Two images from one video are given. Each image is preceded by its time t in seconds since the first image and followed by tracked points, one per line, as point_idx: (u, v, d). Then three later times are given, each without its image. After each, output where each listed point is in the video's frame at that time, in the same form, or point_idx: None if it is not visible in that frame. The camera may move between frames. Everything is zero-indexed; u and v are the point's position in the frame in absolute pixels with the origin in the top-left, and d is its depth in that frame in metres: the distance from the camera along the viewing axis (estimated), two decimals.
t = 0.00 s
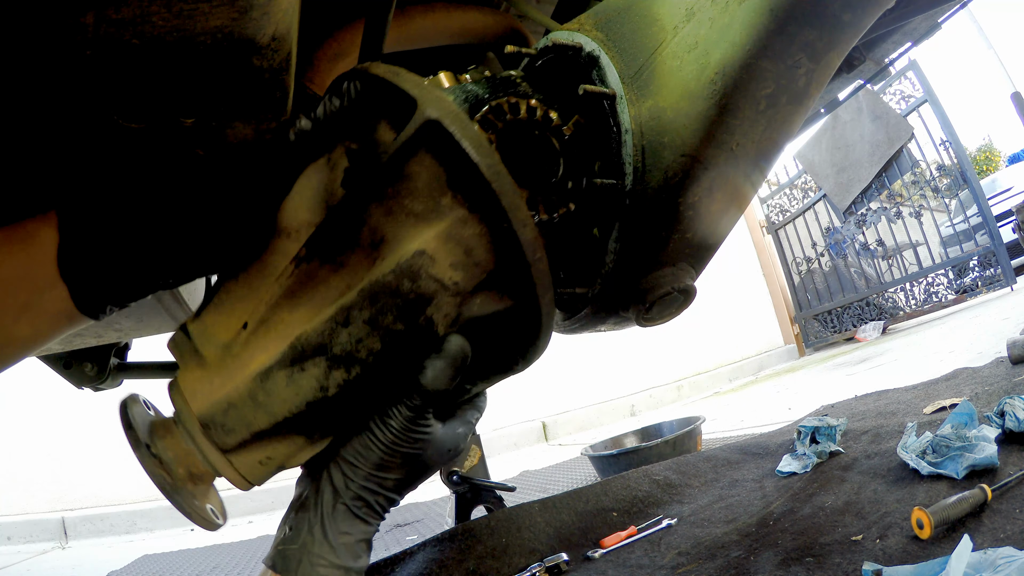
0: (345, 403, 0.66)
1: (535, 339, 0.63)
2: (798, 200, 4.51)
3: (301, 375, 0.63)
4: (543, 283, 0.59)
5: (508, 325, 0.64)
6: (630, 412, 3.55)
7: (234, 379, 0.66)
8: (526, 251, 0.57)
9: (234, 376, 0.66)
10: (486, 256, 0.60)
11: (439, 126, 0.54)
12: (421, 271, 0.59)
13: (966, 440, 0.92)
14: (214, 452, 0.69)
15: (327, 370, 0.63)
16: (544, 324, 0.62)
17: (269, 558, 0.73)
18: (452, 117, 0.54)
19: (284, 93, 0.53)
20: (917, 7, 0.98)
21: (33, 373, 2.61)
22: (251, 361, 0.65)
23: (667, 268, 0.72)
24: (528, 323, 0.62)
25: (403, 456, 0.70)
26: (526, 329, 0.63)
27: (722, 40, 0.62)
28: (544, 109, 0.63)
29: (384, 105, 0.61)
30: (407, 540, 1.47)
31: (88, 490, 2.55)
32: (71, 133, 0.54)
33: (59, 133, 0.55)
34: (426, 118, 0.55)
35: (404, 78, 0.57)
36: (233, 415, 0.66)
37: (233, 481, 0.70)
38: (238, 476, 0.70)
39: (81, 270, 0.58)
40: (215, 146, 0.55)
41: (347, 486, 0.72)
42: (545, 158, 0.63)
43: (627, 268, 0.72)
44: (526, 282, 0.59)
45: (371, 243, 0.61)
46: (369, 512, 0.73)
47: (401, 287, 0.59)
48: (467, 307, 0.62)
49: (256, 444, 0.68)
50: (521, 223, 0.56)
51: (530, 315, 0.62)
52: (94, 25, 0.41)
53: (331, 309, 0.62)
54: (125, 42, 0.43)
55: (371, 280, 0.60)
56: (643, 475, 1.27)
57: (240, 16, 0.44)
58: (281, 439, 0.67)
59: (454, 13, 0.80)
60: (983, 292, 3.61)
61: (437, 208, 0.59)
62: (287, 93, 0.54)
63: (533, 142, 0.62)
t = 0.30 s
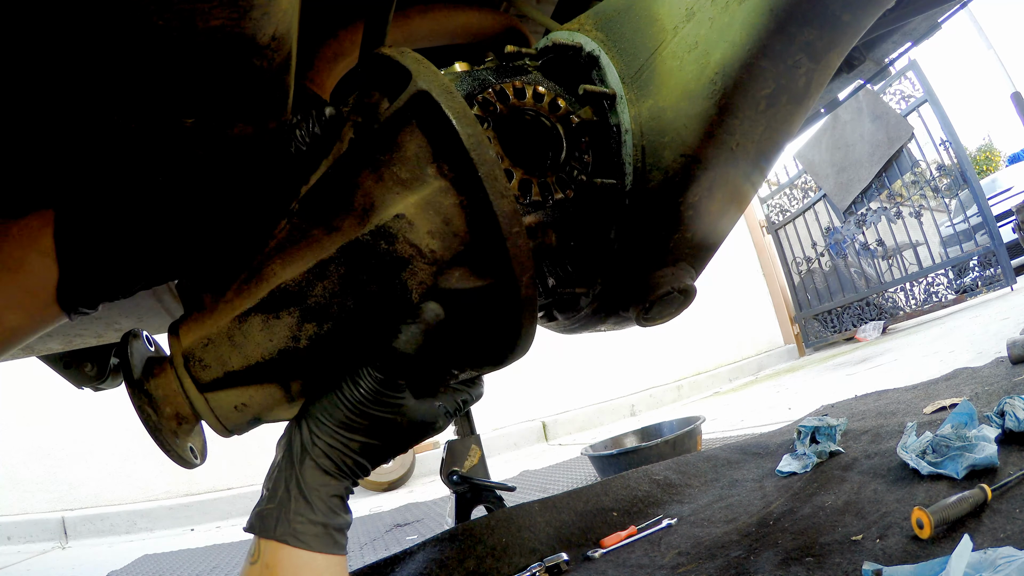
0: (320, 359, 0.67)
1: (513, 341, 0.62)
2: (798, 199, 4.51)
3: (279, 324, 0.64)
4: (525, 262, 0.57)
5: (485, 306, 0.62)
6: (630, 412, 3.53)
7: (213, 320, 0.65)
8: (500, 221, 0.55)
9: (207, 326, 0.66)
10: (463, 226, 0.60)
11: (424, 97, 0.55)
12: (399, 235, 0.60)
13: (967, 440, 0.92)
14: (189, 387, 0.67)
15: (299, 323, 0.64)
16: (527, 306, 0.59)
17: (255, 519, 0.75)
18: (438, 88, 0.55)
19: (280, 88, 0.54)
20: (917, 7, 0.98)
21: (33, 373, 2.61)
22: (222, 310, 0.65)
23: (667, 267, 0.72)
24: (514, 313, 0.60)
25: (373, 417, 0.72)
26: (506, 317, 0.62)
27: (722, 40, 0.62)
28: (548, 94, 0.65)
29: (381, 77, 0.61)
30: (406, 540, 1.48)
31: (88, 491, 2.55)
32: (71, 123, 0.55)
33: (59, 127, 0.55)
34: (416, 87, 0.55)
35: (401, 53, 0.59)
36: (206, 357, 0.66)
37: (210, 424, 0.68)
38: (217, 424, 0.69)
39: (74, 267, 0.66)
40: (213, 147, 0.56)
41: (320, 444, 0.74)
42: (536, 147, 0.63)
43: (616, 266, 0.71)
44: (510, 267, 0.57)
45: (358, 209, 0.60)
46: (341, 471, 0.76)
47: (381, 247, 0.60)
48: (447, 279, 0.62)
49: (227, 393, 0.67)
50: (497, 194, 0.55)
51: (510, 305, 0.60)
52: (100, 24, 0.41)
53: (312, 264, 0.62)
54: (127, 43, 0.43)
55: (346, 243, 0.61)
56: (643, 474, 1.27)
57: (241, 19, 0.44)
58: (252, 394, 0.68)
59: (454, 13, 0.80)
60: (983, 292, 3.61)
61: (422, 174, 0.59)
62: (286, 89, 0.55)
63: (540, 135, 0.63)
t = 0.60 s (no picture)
0: (329, 338, 0.68)
1: (524, 333, 0.65)
2: (798, 199, 4.50)
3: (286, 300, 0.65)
4: (533, 241, 0.57)
5: (487, 291, 0.63)
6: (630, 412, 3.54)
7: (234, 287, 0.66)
8: (509, 198, 0.56)
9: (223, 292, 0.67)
10: (475, 210, 0.61)
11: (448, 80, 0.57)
12: (413, 214, 0.60)
13: (966, 440, 0.92)
14: (205, 352, 0.68)
15: (312, 292, 0.64)
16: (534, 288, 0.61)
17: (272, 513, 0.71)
18: (462, 73, 0.57)
19: (283, 89, 0.54)
20: (918, 7, 0.98)
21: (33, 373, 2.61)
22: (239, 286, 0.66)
23: (667, 267, 0.72)
24: (529, 303, 0.62)
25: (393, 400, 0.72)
26: (509, 303, 0.63)
27: (721, 40, 0.63)
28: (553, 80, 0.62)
29: (403, 63, 0.64)
30: (407, 540, 1.48)
31: (88, 491, 2.55)
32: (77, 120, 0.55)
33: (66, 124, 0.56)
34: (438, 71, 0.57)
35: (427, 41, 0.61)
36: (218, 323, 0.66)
37: (220, 389, 0.68)
38: (226, 387, 0.68)
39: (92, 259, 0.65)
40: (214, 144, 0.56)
41: (342, 428, 0.73)
42: (552, 133, 0.62)
43: (617, 264, 0.71)
44: (523, 251, 0.57)
45: (377, 187, 0.61)
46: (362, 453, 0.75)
47: (392, 224, 0.60)
48: (459, 259, 0.62)
49: (236, 362, 0.68)
50: (509, 174, 0.56)
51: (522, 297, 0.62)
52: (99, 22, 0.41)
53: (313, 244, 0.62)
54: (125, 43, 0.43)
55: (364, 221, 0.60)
56: (643, 474, 1.27)
57: (243, 18, 0.45)
58: (262, 362, 0.68)
59: (455, 15, 0.80)
60: (983, 292, 3.62)
61: (438, 157, 0.60)
62: (288, 92, 0.55)
63: (557, 126, 0.62)
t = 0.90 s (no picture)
0: (355, 318, 0.71)
1: (548, 325, 0.69)
2: (798, 199, 4.50)
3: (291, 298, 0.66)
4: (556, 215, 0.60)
5: (511, 269, 0.65)
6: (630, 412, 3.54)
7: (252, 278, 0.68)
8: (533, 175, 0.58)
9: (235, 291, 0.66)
10: (501, 187, 0.62)
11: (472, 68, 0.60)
12: (439, 194, 0.61)
13: (967, 440, 0.92)
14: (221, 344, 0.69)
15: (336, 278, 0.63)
16: (559, 264, 0.65)
17: (291, 514, 0.74)
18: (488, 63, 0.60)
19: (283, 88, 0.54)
20: (918, 7, 0.98)
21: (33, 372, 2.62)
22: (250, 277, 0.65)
23: (668, 267, 0.73)
24: (544, 309, 0.68)
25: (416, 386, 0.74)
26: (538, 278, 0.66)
27: (721, 40, 0.63)
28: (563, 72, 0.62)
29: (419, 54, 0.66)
30: (407, 540, 1.48)
31: (88, 491, 2.55)
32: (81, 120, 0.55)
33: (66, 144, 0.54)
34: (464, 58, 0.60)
35: (445, 38, 0.64)
36: (244, 314, 0.67)
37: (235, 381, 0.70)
38: (242, 382, 0.71)
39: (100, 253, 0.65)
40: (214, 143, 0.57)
41: (365, 421, 0.75)
42: (565, 120, 0.60)
43: (618, 264, 0.71)
44: (548, 227, 0.62)
45: (400, 174, 0.62)
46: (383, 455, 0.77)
47: (416, 204, 0.61)
48: (479, 240, 0.64)
49: (256, 354, 0.70)
50: (532, 151, 0.58)
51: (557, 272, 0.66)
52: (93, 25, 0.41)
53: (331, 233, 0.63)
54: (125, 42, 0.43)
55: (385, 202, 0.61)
56: (644, 474, 1.27)
57: (243, 19, 0.45)
58: (282, 351, 0.71)
59: (454, 16, 0.80)
60: (983, 292, 3.62)
61: (459, 142, 0.61)
62: (288, 91, 0.55)
63: (566, 118, 0.60)
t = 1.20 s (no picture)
0: (341, 324, 0.68)
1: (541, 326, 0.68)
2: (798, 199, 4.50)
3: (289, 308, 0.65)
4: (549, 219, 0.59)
5: (504, 271, 0.64)
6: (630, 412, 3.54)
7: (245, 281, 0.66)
8: (520, 179, 0.57)
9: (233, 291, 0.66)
10: (488, 189, 0.61)
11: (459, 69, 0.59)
12: (425, 197, 0.61)
13: (967, 440, 0.92)
14: (216, 349, 0.68)
15: (324, 279, 0.63)
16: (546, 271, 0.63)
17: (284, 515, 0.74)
18: (472, 66, 0.59)
19: (282, 88, 0.54)
20: (918, 7, 0.98)
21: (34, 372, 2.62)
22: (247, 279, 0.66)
23: (668, 268, 0.72)
24: (540, 310, 0.66)
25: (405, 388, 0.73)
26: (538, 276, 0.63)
27: (722, 40, 0.63)
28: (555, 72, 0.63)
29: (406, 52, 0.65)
30: (407, 540, 1.48)
31: (88, 491, 2.55)
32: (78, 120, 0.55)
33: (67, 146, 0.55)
34: (450, 61, 0.60)
35: (435, 40, 0.63)
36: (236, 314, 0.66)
37: (232, 387, 0.69)
38: (237, 386, 0.69)
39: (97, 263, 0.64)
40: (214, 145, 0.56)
41: (355, 422, 0.74)
42: (557, 122, 0.62)
43: (615, 267, 0.71)
44: (539, 229, 0.59)
45: (388, 177, 0.61)
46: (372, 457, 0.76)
47: (405, 206, 0.61)
48: (469, 243, 0.62)
49: (253, 357, 0.68)
50: (517, 153, 0.57)
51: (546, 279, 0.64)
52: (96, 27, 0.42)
53: (322, 235, 0.62)
54: (126, 42, 0.43)
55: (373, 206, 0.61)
56: (644, 474, 1.27)
57: (242, 19, 0.45)
58: (276, 353, 0.68)
59: (455, 15, 0.80)
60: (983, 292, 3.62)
61: (444, 146, 0.61)
62: (288, 91, 0.55)
63: (558, 120, 0.62)
